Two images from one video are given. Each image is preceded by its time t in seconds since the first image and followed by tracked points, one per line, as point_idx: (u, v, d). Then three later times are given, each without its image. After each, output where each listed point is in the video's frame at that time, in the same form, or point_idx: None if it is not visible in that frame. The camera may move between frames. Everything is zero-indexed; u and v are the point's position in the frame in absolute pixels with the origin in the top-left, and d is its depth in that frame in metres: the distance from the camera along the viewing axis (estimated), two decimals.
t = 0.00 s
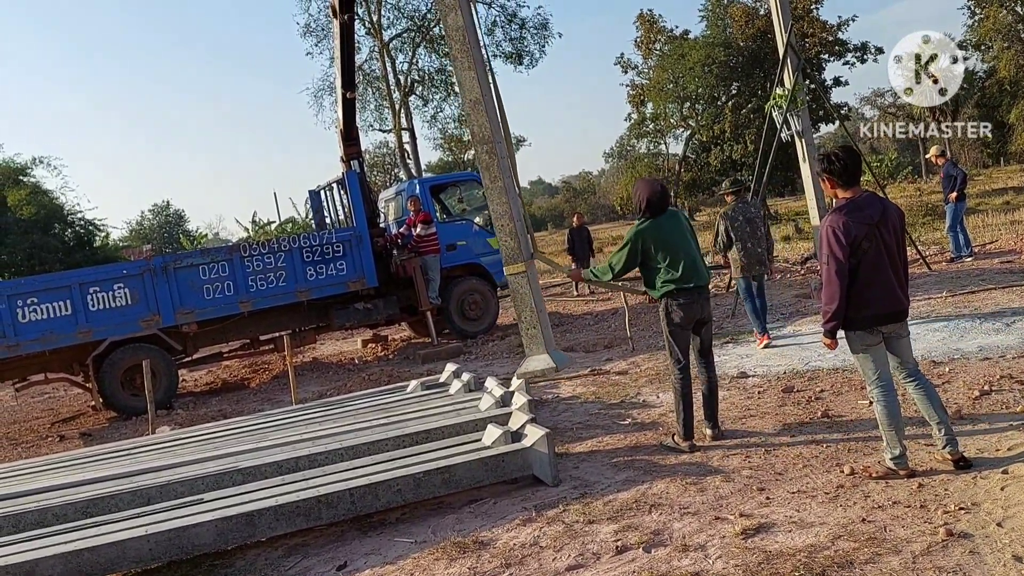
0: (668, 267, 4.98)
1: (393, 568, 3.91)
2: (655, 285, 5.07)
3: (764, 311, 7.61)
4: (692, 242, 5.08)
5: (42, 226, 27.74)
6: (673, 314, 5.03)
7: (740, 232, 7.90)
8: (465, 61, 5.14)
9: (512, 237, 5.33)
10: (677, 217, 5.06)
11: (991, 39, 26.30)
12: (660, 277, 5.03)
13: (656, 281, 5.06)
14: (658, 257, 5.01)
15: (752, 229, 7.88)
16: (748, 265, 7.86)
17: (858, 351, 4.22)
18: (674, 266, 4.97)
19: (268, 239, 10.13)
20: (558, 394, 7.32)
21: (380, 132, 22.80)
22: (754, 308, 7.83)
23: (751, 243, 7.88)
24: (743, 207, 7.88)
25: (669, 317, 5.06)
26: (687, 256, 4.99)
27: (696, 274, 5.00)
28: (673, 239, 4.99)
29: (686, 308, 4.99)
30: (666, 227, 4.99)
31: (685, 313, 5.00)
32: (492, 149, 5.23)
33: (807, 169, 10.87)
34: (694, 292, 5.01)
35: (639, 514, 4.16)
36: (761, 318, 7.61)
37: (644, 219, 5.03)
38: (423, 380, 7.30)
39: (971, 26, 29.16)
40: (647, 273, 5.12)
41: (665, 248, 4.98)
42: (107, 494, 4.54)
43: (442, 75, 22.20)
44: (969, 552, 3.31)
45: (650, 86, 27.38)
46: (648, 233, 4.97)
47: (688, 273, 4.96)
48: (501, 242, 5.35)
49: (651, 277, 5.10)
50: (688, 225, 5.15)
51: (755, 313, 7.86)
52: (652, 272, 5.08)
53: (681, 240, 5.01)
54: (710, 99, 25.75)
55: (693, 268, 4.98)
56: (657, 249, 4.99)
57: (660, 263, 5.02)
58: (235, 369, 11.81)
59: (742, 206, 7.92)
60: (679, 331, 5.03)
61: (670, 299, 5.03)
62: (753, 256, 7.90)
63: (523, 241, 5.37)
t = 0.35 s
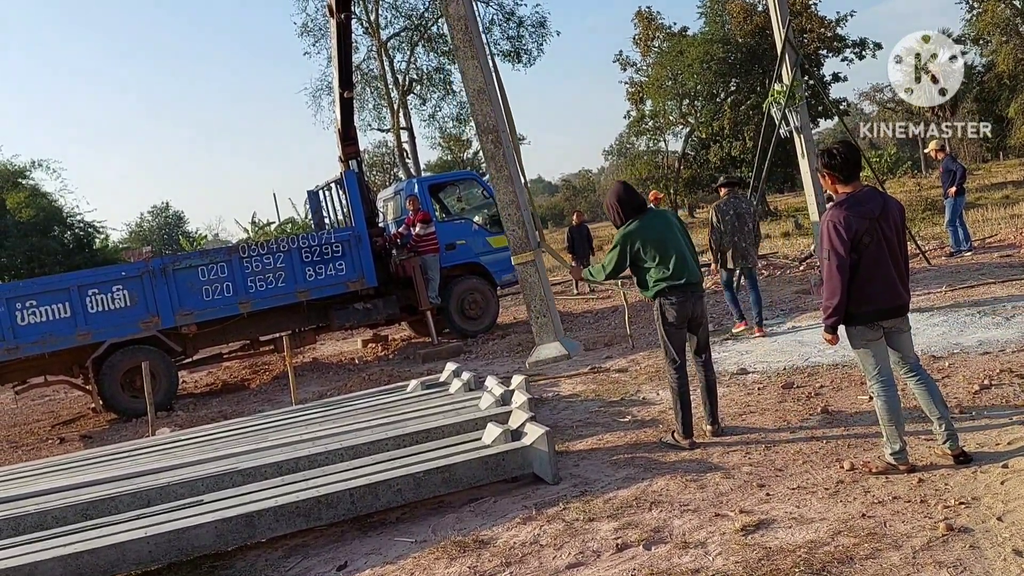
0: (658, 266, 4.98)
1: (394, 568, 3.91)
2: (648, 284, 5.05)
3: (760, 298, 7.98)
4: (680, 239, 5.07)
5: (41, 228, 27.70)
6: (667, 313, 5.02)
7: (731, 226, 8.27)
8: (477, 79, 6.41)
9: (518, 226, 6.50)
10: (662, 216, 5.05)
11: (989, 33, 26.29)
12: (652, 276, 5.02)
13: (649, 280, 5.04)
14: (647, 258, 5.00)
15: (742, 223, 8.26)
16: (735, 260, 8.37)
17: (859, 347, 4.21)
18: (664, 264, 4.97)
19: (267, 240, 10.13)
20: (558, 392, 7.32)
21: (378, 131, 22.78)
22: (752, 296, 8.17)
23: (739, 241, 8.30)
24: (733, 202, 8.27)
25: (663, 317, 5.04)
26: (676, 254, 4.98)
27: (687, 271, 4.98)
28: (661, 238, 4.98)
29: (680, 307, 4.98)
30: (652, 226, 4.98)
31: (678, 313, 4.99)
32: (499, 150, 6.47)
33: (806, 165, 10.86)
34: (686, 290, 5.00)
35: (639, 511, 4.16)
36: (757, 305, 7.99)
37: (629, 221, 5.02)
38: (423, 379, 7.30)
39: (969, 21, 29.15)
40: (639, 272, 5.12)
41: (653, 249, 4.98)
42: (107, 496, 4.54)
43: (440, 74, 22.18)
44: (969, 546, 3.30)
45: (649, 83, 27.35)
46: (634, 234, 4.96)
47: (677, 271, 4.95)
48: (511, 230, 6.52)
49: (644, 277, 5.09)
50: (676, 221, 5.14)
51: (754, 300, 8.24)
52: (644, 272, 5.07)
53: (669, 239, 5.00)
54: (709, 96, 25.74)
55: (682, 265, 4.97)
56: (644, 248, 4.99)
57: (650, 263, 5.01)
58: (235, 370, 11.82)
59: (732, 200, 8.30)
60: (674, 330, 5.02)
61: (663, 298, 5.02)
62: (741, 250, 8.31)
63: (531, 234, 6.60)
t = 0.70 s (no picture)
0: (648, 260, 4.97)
1: (393, 563, 3.91)
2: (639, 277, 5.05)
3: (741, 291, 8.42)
4: (672, 233, 5.04)
5: (38, 227, 27.66)
6: (656, 307, 5.03)
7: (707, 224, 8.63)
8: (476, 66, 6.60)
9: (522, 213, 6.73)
10: (655, 207, 5.04)
11: (987, 20, 26.22)
12: (643, 270, 5.02)
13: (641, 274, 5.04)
14: (638, 250, 4.99)
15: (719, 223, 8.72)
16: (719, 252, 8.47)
17: (857, 336, 4.21)
18: (654, 258, 4.97)
19: (264, 236, 10.11)
20: (557, 385, 7.32)
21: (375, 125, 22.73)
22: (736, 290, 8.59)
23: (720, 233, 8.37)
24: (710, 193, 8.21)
25: (653, 311, 5.06)
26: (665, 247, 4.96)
27: (676, 264, 4.96)
28: (651, 232, 4.98)
29: (669, 300, 5.00)
30: (643, 220, 4.97)
31: (667, 307, 5.00)
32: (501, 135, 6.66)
33: (804, 154, 10.83)
34: (677, 284, 4.99)
35: (638, 503, 4.16)
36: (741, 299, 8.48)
37: (621, 213, 5.03)
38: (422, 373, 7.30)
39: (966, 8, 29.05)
40: (632, 266, 5.12)
41: (643, 240, 4.97)
42: (106, 494, 4.54)
43: (436, 67, 22.11)
44: (968, 534, 3.30)
45: (646, 74, 27.27)
46: (624, 228, 4.97)
47: (666, 266, 4.94)
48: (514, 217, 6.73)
49: (637, 270, 5.08)
50: (671, 214, 5.11)
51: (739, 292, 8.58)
52: (636, 265, 5.07)
53: (660, 231, 4.99)
54: (706, 86, 25.67)
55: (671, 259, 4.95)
56: (635, 242, 4.98)
57: (641, 256, 5.00)
58: (234, 367, 11.82)
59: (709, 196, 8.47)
60: (665, 322, 5.03)
61: (654, 291, 5.02)
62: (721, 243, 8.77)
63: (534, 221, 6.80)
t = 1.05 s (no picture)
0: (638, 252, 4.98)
1: (392, 557, 3.92)
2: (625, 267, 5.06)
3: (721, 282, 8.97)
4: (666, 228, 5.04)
5: (34, 226, 27.58)
6: (639, 299, 5.07)
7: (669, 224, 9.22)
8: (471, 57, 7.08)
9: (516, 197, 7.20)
10: (656, 199, 5.02)
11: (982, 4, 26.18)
12: (631, 261, 5.02)
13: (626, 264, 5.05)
14: (629, 239, 5.00)
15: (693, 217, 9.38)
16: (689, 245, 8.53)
17: (848, 323, 4.22)
18: (644, 250, 4.97)
19: (260, 231, 10.09)
20: (555, 376, 7.33)
21: (370, 119, 22.67)
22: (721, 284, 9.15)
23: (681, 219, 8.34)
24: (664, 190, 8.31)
25: (636, 302, 5.10)
26: (656, 241, 4.97)
27: (661, 261, 4.97)
28: (646, 223, 4.96)
29: (652, 294, 5.02)
30: (642, 209, 4.96)
31: (650, 299, 5.02)
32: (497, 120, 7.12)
33: (800, 141, 10.80)
34: (661, 279, 5.01)
35: (635, 493, 4.17)
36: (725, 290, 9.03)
37: (622, 196, 5.01)
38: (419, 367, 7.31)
39: None
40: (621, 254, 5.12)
41: (635, 231, 4.97)
42: (104, 492, 4.54)
43: (431, 59, 22.03)
44: (964, 519, 3.31)
45: (641, 64, 27.20)
46: (622, 214, 4.95)
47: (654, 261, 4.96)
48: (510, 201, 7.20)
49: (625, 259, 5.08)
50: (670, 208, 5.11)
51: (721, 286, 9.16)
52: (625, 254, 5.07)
53: (652, 224, 4.98)
54: (702, 75, 25.60)
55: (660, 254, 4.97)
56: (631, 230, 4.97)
57: (631, 246, 5.00)
58: (232, 363, 11.82)
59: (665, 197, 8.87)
60: (648, 314, 5.06)
61: (638, 283, 5.04)
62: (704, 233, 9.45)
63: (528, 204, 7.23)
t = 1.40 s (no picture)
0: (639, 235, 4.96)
1: (391, 543, 3.93)
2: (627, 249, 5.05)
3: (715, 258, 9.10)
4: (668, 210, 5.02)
5: (31, 218, 27.51)
6: (640, 281, 5.06)
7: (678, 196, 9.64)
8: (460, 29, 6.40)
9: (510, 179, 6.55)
10: (656, 181, 4.99)
11: None
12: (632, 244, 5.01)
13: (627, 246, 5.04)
14: (631, 222, 4.96)
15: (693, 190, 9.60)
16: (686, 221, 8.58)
17: (845, 304, 4.23)
18: (645, 233, 4.96)
19: (256, 220, 10.05)
20: (553, 362, 7.32)
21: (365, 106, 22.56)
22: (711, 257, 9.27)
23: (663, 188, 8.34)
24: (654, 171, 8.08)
25: (638, 285, 5.09)
26: (658, 224, 4.96)
27: (665, 244, 4.98)
28: (649, 206, 4.93)
29: (652, 277, 5.01)
30: (644, 192, 4.92)
31: (651, 281, 5.02)
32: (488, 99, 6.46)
33: (796, 122, 10.75)
34: (662, 262, 5.01)
35: (634, 476, 4.17)
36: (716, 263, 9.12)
37: (623, 179, 4.98)
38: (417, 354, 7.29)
39: None
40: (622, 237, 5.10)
41: (638, 214, 4.93)
42: (103, 483, 4.54)
43: (424, 45, 21.90)
44: (962, 498, 3.31)
45: (636, 46, 27.05)
46: (624, 197, 4.91)
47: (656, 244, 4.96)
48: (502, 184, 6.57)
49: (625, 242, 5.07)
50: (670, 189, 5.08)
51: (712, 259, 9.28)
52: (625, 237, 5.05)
53: (657, 206, 4.95)
54: (697, 57, 25.46)
55: (661, 237, 4.97)
56: (632, 213, 4.94)
57: (633, 230, 4.98)
58: (230, 352, 11.81)
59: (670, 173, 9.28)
60: (649, 297, 5.04)
61: (640, 266, 5.03)
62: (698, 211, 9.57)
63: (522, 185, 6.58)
